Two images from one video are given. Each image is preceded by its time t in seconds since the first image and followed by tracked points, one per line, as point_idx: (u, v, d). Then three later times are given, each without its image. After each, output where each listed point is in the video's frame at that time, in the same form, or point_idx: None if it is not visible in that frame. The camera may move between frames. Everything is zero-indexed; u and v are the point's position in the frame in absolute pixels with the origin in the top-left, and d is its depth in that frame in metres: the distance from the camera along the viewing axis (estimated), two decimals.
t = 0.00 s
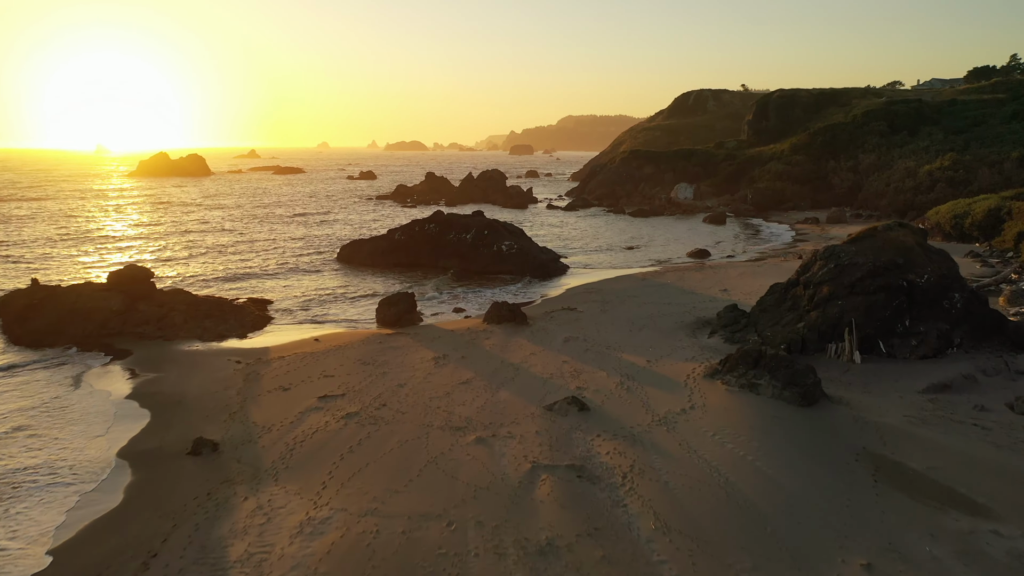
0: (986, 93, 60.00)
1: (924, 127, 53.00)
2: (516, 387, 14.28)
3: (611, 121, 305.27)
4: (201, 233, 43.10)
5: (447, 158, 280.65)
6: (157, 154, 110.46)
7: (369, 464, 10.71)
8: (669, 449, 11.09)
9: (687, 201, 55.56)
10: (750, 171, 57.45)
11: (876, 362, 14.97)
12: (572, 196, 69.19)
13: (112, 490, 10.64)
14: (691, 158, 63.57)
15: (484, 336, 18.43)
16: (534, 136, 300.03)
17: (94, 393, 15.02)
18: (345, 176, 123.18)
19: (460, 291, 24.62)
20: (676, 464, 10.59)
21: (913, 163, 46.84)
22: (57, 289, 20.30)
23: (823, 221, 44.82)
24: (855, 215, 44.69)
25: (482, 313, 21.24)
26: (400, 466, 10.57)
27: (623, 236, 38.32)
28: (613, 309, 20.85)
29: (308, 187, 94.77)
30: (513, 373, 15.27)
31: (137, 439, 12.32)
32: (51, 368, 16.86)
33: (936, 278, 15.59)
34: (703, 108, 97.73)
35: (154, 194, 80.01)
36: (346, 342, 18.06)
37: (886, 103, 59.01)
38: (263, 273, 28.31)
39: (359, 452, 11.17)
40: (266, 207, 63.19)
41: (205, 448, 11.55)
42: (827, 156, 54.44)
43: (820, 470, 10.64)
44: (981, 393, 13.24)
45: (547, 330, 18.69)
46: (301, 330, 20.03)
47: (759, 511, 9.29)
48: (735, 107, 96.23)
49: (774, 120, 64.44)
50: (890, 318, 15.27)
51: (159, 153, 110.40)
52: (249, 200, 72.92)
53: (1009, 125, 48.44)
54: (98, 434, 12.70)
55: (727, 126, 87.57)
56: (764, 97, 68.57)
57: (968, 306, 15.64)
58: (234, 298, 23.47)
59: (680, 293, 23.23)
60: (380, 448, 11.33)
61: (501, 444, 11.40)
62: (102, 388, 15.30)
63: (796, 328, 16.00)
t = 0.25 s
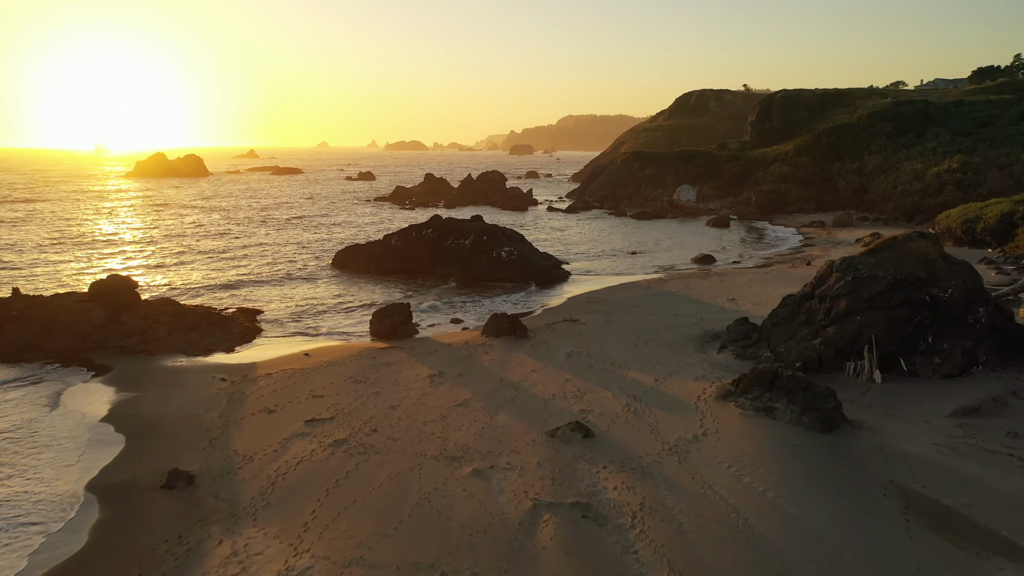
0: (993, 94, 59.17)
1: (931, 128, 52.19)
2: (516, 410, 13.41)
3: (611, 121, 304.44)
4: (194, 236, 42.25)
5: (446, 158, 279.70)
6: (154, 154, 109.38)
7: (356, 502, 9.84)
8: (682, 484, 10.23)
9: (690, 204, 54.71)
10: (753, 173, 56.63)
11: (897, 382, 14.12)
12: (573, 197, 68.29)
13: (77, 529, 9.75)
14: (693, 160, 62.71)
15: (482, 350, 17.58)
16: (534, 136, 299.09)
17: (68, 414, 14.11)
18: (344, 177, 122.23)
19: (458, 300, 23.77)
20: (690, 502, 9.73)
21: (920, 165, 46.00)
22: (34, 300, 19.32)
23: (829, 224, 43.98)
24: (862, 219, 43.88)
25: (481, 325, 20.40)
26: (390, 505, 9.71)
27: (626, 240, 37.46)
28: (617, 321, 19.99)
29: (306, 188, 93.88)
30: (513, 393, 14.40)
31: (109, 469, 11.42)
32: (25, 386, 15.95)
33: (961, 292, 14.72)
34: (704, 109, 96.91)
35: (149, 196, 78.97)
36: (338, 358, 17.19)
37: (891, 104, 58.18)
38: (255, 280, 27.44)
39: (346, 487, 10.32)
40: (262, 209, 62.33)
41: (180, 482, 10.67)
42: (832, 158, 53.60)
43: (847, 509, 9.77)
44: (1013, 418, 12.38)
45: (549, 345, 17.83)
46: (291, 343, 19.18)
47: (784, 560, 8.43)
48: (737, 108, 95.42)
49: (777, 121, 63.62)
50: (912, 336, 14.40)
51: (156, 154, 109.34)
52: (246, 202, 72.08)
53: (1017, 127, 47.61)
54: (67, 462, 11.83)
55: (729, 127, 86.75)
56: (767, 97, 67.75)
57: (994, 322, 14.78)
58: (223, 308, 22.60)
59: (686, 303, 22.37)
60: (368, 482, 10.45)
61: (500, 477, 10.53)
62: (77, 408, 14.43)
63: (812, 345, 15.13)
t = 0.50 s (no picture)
0: (1001, 95, 58.20)
1: (938, 130, 51.24)
2: (515, 439, 12.43)
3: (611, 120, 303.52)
4: (187, 241, 41.38)
5: (446, 158, 278.98)
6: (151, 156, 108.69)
7: (339, 554, 8.89)
8: (700, 533, 9.26)
9: (693, 207, 53.83)
10: (757, 175, 55.69)
11: (925, 409, 13.14)
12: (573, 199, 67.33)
13: None
14: (696, 161, 61.76)
15: (481, 369, 16.66)
16: (534, 136, 298.25)
17: (33, 442, 13.12)
18: (343, 178, 121.40)
19: (456, 311, 22.84)
20: (710, 555, 8.77)
21: (928, 167, 45.03)
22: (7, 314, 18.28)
23: (836, 228, 43.03)
24: (869, 223, 42.95)
25: (479, 339, 19.48)
26: (377, 559, 8.75)
27: (628, 245, 36.52)
28: (622, 336, 19.05)
29: (304, 190, 93.02)
30: (513, 420, 13.46)
31: (70, 511, 10.43)
32: None
33: (992, 310, 13.73)
34: (706, 109, 96.01)
35: (145, 198, 78.03)
36: (327, 377, 16.24)
37: (897, 105, 57.23)
38: (246, 289, 26.54)
39: (328, 535, 9.35)
40: (259, 211, 61.46)
41: (146, 527, 9.72)
42: (837, 159, 52.65)
43: (883, 562, 8.79)
44: None
45: (551, 363, 16.89)
46: (280, 360, 18.24)
47: None
48: (739, 108, 94.46)
49: (781, 122, 62.66)
50: (940, 358, 13.44)
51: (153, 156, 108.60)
52: (243, 203, 71.20)
53: None
54: (25, 502, 10.84)
55: (731, 128, 85.81)
56: (770, 98, 66.79)
57: None
58: (211, 320, 21.70)
59: (694, 315, 21.41)
60: (353, 527, 9.51)
61: (498, 524, 9.54)
62: (46, 434, 13.51)
63: (832, 367, 14.17)
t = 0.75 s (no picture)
0: (1008, 96, 57.37)
1: (946, 131, 50.32)
2: (515, 470, 11.56)
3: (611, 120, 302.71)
4: (181, 245, 40.54)
5: (445, 158, 278.06)
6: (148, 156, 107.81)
7: None
8: None
9: (696, 210, 52.97)
10: (761, 177, 54.84)
11: (953, 436, 12.27)
12: (574, 201, 66.46)
13: None
14: (698, 163, 60.92)
15: (478, 388, 15.78)
16: (534, 136, 297.36)
17: None
18: (341, 178, 120.54)
19: (454, 322, 21.98)
20: None
21: (936, 170, 44.20)
22: None
23: (842, 232, 42.18)
24: (876, 227, 42.09)
25: (477, 353, 18.61)
26: None
27: (631, 249, 35.66)
28: (627, 350, 18.16)
29: (302, 191, 92.19)
30: (513, 447, 12.57)
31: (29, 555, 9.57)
32: None
33: None
34: (708, 110, 95.20)
35: (141, 200, 77.11)
36: (316, 396, 15.35)
37: (903, 106, 56.33)
38: (237, 298, 25.68)
39: None
40: (255, 214, 60.63)
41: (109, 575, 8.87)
42: (843, 161, 51.80)
43: None
44: None
45: (552, 381, 16.04)
46: (267, 377, 17.37)
47: None
48: (741, 108, 93.58)
49: (785, 123, 61.83)
50: (968, 381, 12.57)
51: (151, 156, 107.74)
52: (240, 205, 70.38)
53: None
54: None
55: (734, 129, 84.95)
56: (774, 98, 65.94)
57: None
58: (198, 332, 20.83)
59: (701, 327, 20.51)
60: None
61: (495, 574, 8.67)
62: (14, 462, 12.64)
63: (853, 389, 13.30)
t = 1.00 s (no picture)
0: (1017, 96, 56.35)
1: (954, 133, 49.34)
2: (514, 512, 10.58)
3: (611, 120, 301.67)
4: (172, 250, 39.51)
5: (445, 158, 276.95)
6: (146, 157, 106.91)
7: None
8: None
9: (699, 213, 51.98)
10: (765, 180, 53.85)
11: (990, 471, 11.30)
12: (575, 203, 65.50)
13: None
14: (701, 165, 59.94)
15: (476, 412, 14.79)
16: (534, 136, 296.31)
17: None
18: (340, 179, 119.61)
19: (452, 336, 21.00)
20: None
21: (946, 173, 43.20)
22: None
23: (850, 237, 41.21)
24: (885, 231, 41.12)
25: (475, 371, 17.62)
26: None
27: (635, 255, 34.69)
28: (633, 368, 17.20)
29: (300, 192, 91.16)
30: (512, 482, 11.59)
31: None
32: None
33: None
34: (710, 110, 94.22)
35: (136, 202, 76.13)
36: (302, 421, 14.38)
37: (910, 107, 55.36)
38: (227, 308, 24.68)
39: None
40: (251, 216, 59.64)
41: None
42: (849, 163, 50.82)
43: None
44: None
45: (554, 404, 15.06)
46: (252, 398, 16.39)
47: None
48: (744, 109, 92.60)
49: (789, 124, 60.84)
50: (1006, 411, 11.59)
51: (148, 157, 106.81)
52: (236, 207, 69.40)
53: None
54: None
55: (737, 130, 83.97)
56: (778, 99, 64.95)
57: None
58: (182, 347, 19.83)
59: (710, 342, 19.56)
60: None
61: None
62: None
63: (879, 418, 12.33)
